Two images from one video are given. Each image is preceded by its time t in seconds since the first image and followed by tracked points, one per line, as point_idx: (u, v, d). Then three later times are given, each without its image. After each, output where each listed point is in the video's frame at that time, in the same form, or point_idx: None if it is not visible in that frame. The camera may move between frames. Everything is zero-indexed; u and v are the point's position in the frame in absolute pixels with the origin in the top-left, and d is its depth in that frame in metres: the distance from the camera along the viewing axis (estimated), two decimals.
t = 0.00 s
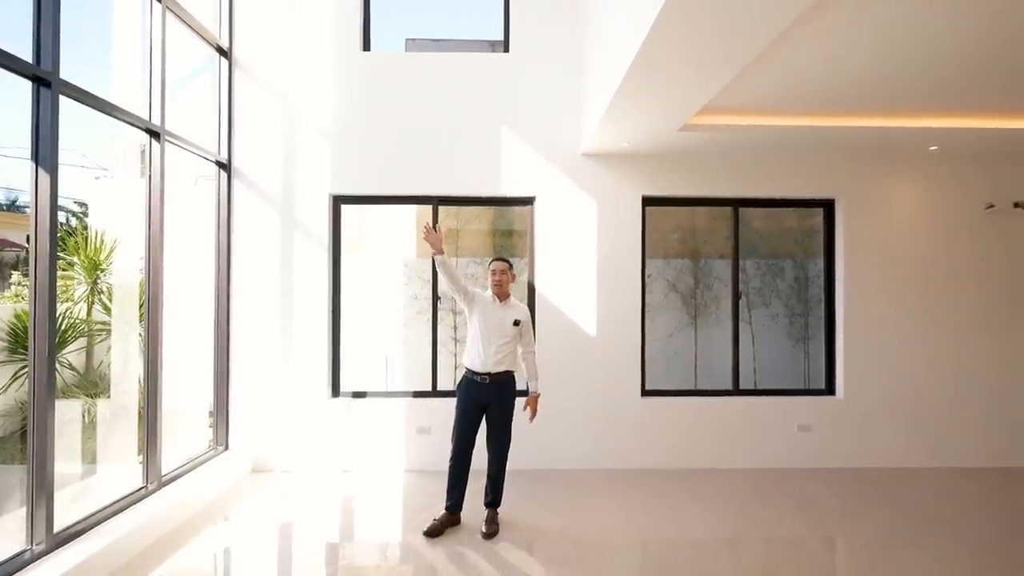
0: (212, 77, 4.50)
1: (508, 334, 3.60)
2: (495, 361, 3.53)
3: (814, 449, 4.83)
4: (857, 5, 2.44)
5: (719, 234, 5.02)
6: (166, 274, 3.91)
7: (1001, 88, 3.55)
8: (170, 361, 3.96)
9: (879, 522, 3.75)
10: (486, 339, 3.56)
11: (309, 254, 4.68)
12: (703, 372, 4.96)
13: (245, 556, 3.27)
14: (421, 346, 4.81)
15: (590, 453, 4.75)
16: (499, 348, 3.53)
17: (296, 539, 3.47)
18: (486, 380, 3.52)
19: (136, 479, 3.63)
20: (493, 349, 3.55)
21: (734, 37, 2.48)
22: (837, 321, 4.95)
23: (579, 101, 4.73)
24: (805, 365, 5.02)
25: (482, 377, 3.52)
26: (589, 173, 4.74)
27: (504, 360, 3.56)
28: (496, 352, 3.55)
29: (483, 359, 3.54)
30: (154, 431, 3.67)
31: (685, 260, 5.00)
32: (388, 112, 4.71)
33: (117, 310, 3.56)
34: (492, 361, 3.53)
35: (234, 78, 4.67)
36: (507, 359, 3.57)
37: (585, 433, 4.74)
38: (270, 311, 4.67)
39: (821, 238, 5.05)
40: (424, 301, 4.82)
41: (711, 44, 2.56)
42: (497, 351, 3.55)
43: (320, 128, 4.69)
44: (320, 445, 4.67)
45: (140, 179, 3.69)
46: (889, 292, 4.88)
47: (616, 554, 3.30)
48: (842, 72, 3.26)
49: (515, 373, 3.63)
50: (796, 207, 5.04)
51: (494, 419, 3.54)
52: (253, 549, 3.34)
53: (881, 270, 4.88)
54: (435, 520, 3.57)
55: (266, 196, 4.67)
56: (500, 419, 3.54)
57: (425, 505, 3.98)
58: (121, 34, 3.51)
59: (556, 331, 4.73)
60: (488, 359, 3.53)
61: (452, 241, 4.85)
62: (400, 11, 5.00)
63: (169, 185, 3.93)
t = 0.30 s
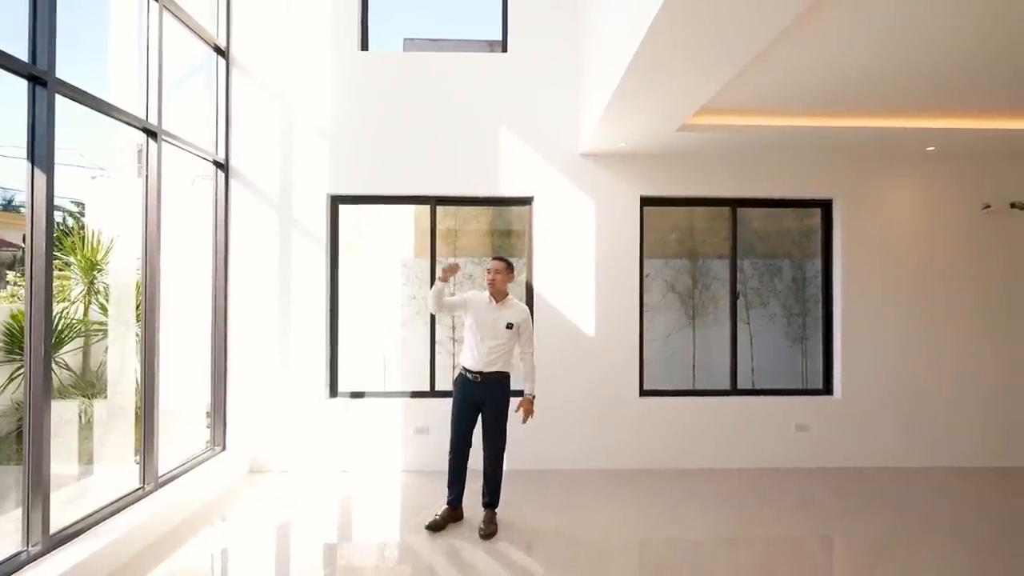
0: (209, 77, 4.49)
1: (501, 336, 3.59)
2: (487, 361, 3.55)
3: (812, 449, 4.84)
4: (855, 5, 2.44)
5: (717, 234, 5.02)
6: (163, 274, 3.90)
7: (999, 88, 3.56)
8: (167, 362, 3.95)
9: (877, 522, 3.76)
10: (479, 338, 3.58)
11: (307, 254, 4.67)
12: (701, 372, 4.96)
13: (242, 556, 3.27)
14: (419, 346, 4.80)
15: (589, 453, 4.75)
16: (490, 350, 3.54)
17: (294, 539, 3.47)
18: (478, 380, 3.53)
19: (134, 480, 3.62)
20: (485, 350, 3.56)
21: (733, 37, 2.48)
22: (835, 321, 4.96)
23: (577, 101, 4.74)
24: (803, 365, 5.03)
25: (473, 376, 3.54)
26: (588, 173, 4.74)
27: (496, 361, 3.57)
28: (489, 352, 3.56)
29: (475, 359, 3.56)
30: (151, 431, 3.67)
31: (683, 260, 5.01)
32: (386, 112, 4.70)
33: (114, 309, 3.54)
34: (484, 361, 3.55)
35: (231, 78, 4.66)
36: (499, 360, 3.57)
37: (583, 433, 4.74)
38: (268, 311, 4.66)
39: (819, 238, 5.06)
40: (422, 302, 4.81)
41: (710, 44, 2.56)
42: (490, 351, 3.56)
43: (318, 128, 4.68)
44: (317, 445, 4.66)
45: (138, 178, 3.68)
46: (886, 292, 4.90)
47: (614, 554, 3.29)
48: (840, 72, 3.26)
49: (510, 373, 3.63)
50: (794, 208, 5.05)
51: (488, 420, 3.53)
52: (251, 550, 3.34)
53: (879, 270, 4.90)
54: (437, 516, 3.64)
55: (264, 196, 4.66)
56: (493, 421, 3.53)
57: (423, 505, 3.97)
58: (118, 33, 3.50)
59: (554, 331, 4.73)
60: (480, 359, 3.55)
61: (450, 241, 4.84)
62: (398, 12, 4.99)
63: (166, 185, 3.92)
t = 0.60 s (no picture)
0: (207, 76, 4.48)
1: (492, 334, 3.64)
2: (480, 360, 3.61)
3: (810, 448, 4.84)
4: (854, 4, 2.44)
5: (715, 233, 5.03)
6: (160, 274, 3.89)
7: (996, 88, 3.56)
8: (164, 362, 3.94)
9: (874, 521, 3.76)
10: (472, 337, 3.65)
11: (305, 254, 4.66)
12: (700, 372, 4.97)
13: (240, 556, 3.26)
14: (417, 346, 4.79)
15: (587, 453, 4.74)
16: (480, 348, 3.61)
17: (292, 539, 3.46)
18: (469, 378, 3.61)
19: (131, 480, 3.61)
20: (476, 349, 3.63)
21: (731, 36, 2.48)
22: (833, 321, 4.96)
23: (576, 101, 4.74)
24: (801, 364, 5.04)
25: (466, 374, 3.63)
26: (586, 173, 4.74)
27: (490, 358, 3.63)
28: (481, 351, 3.62)
29: (469, 357, 3.64)
30: (148, 431, 3.66)
31: (682, 260, 5.01)
32: (385, 112, 4.70)
33: (111, 309, 3.53)
34: (476, 359, 3.62)
35: (228, 77, 4.65)
36: (491, 358, 3.62)
37: (581, 433, 4.74)
38: (266, 311, 4.65)
39: (816, 238, 5.06)
40: (420, 301, 4.80)
41: (709, 44, 2.56)
42: (482, 350, 3.62)
43: (315, 127, 4.67)
44: (315, 445, 4.65)
45: (135, 178, 3.67)
46: (884, 292, 4.90)
47: (613, 554, 3.29)
48: (838, 72, 3.26)
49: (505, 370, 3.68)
50: (792, 208, 5.05)
51: (481, 419, 3.57)
52: (249, 550, 3.33)
53: (876, 270, 4.90)
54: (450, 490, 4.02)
55: (262, 195, 4.65)
56: (487, 421, 3.55)
57: (421, 505, 3.97)
58: (115, 32, 3.49)
59: (552, 331, 4.72)
60: (473, 358, 3.62)
61: (448, 241, 4.83)
62: (397, 11, 4.98)
63: (164, 185, 3.91)
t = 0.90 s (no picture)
0: (206, 75, 4.47)
1: (475, 332, 3.70)
2: (466, 357, 3.68)
3: (810, 448, 4.84)
4: (854, 3, 2.43)
5: (714, 233, 5.03)
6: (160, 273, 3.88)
7: (996, 88, 3.56)
8: (163, 361, 3.93)
9: (873, 520, 3.76)
10: (459, 335, 3.74)
11: (304, 254, 4.66)
12: (699, 371, 4.97)
13: (240, 556, 3.26)
14: (416, 346, 4.79)
15: (586, 453, 4.74)
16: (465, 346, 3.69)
17: (292, 539, 3.46)
18: (457, 375, 3.69)
19: (129, 480, 3.60)
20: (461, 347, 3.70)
21: (731, 36, 2.48)
22: (832, 320, 4.97)
23: (575, 101, 4.73)
24: (801, 364, 5.04)
25: (455, 372, 3.71)
26: (586, 172, 4.74)
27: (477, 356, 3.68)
28: (466, 349, 3.69)
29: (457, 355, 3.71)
30: (147, 431, 3.65)
31: (681, 260, 5.01)
32: (385, 111, 4.69)
33: (110, 309, 3.52)
34: (462, 358, 3.69)
35: (227, 76, 4.64)
36: (477, 355, 3.68)
37: (581, 432, 4.74)
38: (265, 311, 4.64)
39: (816, 238, 5.06)
40: (420, 301, 4.80)
41: (709, 43, 2.56)
42: (468, 347, 3.68)
43: (315, 127, 4.66)
44: (315, 445, 4.65)
45: (134, 177, 3.66)
46: (884, 292, 4.91)
47: (613, 554, 3.29)
48: (838, 72, 3.26)
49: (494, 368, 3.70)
50: (792, 208, 5.05)
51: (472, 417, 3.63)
52: (248, 550, 3.33)
53: (876, 270, 4.91)
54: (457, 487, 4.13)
55: (261, 195, 4.64)
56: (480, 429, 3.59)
57: (421, 505, 3.97)
58: (114, 31, 3.48)
59: (551, 330, 4.72)
60: (459, 356, 3.69)
61: (448, 241, 4.83)
62: (396, 10, 4.97)
63: (162, 184, 3.90)
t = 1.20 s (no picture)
0: (207, 75, 4.47)
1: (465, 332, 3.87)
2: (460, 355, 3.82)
3: (811, 448, 4.84)
4: (854, 3, 2.43)
5: (715, 233, 5.03)
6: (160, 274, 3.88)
7: (998, 87, 3.55)
8: (164, 361, 3.93)
9: (872, 520, 3.76)
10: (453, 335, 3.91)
11: (305, 254, 4.66)
12: (701, 371, 4.97)
13: (241, 556, 3.25)
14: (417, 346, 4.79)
15: (587, 453, 4.74)
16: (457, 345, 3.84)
17: (292, 539, 3.45)
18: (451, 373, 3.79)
19: (130, 480, 3.60)
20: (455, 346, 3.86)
21: (730, 36, 2.48)
22: (833, 320, 4.96)
23: (576, 101, 4.73)
24: (802, 364, 5.03)
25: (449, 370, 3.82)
26: (586, 172, 4.73)
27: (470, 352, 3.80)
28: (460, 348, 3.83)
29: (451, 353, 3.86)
30: (148, 431, 3.65)
31: (682, 260, 5.01)
32: (385, 112, 4.69)
33: (110, 309, 3.53)
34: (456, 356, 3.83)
35: (228, 76, 4.64)
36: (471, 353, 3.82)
37: (582, 433, 4.73)
38: (266, 311, 4.64)
39: (817, 238, 5.06)
40: (420, 301, 4.80)
41: (709, 44, 2.57)
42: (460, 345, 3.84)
43: (316, 127, 4.66)
44: (316, 445, 4.64)
45: (135, 178, 3.66)
46: (885, 292, 4.90)
47: (614, 554, 3.28)
48: (836, 72, 3.25)
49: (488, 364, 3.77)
50: (793, 208, 5.05)
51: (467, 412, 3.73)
52: (249, 550, 3.33)
53: (877, 270, 4.90)
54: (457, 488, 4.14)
55: (262, 195, 4.64)
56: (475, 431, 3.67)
57: (421, 505, 3.97)
58: (115, 31, 3.48)
59: (552, 330, 4.72)
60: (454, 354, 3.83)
61: (449, 241, 4.83)
62: (396, 10, 4.97)
63: (163, 185, 3.90)
